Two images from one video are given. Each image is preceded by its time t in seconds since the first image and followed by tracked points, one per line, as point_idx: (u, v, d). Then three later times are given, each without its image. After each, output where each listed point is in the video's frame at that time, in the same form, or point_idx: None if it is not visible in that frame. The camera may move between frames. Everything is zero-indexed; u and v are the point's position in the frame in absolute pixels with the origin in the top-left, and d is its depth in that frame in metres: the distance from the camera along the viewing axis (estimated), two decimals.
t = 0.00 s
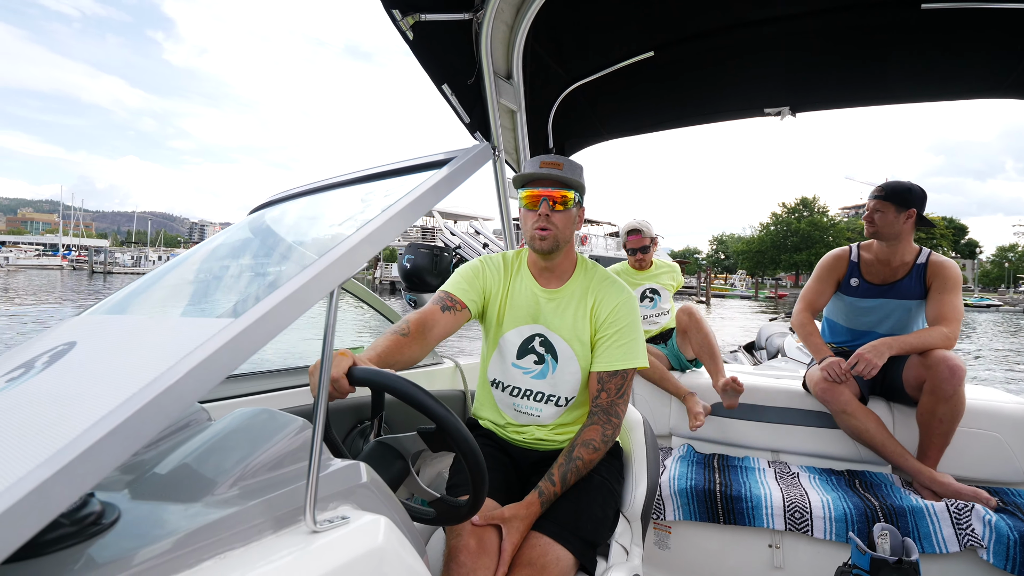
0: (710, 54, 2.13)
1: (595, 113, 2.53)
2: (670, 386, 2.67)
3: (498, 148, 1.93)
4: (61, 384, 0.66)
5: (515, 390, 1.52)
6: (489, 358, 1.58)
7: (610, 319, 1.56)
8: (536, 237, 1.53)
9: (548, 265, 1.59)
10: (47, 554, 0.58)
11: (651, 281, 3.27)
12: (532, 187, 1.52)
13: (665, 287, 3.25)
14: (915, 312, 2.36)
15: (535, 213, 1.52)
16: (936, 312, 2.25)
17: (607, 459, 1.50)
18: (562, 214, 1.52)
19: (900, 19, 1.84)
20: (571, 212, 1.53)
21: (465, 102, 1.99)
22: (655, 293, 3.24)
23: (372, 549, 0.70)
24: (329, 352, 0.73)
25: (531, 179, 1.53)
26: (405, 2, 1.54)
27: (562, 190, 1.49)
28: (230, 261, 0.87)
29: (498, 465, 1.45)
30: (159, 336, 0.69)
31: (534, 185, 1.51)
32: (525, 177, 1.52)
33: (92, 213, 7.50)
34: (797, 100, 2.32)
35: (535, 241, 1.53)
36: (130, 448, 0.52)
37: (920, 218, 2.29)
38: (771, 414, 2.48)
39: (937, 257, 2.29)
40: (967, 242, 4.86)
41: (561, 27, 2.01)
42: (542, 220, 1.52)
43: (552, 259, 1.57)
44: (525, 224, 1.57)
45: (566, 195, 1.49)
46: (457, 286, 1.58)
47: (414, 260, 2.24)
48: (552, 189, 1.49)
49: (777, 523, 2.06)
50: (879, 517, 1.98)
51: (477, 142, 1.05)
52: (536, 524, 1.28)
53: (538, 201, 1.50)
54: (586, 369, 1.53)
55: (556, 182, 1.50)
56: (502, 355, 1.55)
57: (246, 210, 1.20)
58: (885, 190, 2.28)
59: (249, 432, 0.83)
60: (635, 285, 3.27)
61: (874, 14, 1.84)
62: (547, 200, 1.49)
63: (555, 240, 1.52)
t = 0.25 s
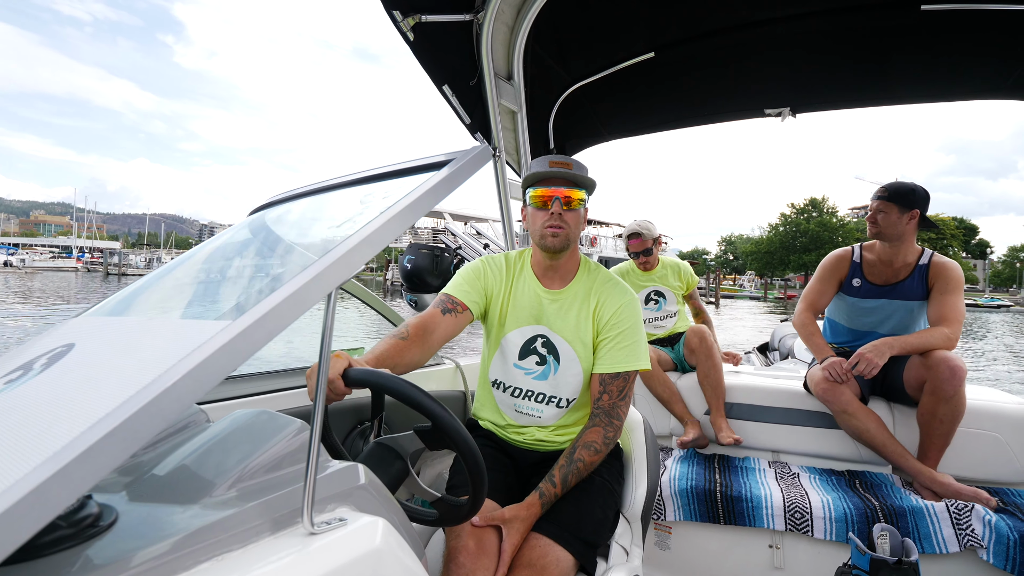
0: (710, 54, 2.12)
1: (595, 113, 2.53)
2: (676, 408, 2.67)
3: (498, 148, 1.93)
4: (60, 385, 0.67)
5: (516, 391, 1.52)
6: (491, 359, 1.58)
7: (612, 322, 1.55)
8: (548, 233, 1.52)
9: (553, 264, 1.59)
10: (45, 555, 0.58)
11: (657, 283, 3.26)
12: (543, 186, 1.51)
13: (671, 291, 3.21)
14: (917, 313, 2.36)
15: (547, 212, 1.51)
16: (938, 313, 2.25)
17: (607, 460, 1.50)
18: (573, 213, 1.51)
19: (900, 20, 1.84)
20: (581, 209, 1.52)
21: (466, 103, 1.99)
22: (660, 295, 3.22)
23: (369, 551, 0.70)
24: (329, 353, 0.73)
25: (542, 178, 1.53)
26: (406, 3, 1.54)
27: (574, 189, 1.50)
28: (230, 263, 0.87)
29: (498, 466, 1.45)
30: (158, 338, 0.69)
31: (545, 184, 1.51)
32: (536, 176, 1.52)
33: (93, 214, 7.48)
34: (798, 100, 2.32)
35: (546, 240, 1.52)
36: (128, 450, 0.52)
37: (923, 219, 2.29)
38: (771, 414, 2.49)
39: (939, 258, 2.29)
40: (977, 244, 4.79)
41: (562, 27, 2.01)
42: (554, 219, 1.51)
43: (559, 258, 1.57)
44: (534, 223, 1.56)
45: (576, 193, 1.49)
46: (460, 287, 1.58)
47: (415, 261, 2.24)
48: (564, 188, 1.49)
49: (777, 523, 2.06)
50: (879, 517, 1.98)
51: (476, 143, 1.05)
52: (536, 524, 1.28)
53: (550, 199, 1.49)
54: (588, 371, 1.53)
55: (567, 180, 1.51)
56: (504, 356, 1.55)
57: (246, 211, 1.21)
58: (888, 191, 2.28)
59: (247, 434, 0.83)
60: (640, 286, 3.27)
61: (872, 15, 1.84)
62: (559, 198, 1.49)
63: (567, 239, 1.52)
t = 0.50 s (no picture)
0: (710, 55, 2.13)
1: (597, 115, 2.53)
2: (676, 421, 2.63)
3: (500, 151, 1.94)
4: (66, 389, 0.67)
5: (519, 394, 1.52)
6: (494, 362, 1.59)
7: (616, 325, 1.56)
8: (552, 240, 1.52)
9: (557, 267, 1.59)
10: (52, 557, 0.58)
11: (669, 291, 3.04)
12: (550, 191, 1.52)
13: (683, 299, 3.00)
14: (921, 314, 2.35)
15: (551, 218, 1.51)
16: (942, 314, 2.25)
17: (610, 463, 1.50)
18: (579, 219, 1.51)
19: (900, 20, 1.84)
20: (588, 215, 1.52)
21: (467, 105, 2.00)
22: (671, 303, 3.02)
23: (373, 552, 0.70)
24: (332, 356, 0.73)
25: (550, 183, 1.54)
26: (407, 7, 1.55)
27: (580, 197, 1.50)
28: (232, 266, 0.88)
29: (501, 468, 1.45)
30: (163, 341, 0.70)
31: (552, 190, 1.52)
32: (544, 181, 1.54)
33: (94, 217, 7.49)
34: (799, 102, 2.32)
35: (551, 245, 1.52)
36: (135, 453, 0.52)
37: (928, 220, 2.29)
38: (774, 416, 2.49)
39: (944, 259, 2.29)
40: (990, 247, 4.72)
41: (563, 29, 2.02)
42: (560, 225, 1.51)
43: (563, 263, 1.57)
44: (539, 228, 1.56)
45: (582, 200, 1.49)
46: (463, 290, 1.58)
47: (416, 263, 2.25)
48: (570, 195, 1.49)
49: (780, 526, 2.05)
50: (882, 519, 1.97)
51: (478, 146, 1.05)
52: (539, 527, 1.28)
53: (556, 205, 1.49)
54: (592, 374, 1.53)
55: (573, 186, 1.53)
56: (507, 359, 1.56)
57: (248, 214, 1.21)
58: (893, 192, 2.28)
59: (251, 436, 0.83)
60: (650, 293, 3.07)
61: (873, 15, 1.85)
62: (565, 204, 1.48)
63: (573, 246, 1.52)
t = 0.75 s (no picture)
0: (713, 56, 2.12)
1: (599, 116, 2.53)
2: (680, 426, 2.58)
3: (502, 151, 1.94)
4: (67, 389, 0.67)
5: (521, 394, 1.52)
6: (496, 362, 1.59)
7: (618, 325, 1.55)
8: (554, 239, 1.52)
9: (559, 268, 1.58)
10: (53, 557, 0.58)
11: (684, 298, 2.83)
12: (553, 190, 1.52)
13: (700, 308, 2.81)
14: (923, 315, 2.35)
15: (554, 217, 1.51)
16: (945, 315, 2.24)
17: (612, 463, 1.50)
18: (581, 218, 1.51)
19: (903, 21, 1.83)
20: (590, 216, 1.52)
21: (470, 105, 2.00)
22: (686, 312, 2.84)
23: (374, 552, 0.70)
24: (335, 356, 0.73)
25: (553, 182, 1.55)
26: (410, 7, 1.55)
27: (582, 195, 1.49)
28: (234, 266, 0.88)
29: (503, 468, 1.45)
30: (165, 341, 0.70)
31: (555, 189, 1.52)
32: (547, 180, 1.54)
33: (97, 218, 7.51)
34: (801, 102, 2.32)
35: (553, 245, 1.52)
36: (136, 453, 0.52)
37: (931, 221, 2.28)
38: (776, 416, 2.49)
39: (947, 260, 2.28)
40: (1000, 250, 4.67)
41: (565, 29, 2.02)
42: (562, 223, 1.51)
43: (566, 263, 1.57)
44: (542, 227, 1.56)
45: (586, 199, 1.48)
46: (465, 290, 1.58)
47: (419, 264, 2.26)
48: (573, 194, 1.49)
49: (782, 527, 2.05)
50: (884, 521, 1.97)
51: (481, 146, 1.05)
52: (540, 527, 1.28)
53: (559, 204, 1.48)
54: (594, 375, 1.53)
55: (576, 184, 1.53)
56: (509, 359, 1.56)
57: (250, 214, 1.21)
58: (897, 192, 2.27)
59: (253, 436, 0.83)
60: (664, 300, 2.88)
61: (875, 16, 1.85)
62: (568, 203, 1.47)
63: (575, 245, 1.52)
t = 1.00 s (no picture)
0: (716, 52, 2.12)
1: (601, 113, 2.53)
2: (688, 426, 2.50)
3: (504, 148, 1.94)
4: (68, 385, 0.67)
5: (522, 390, 1.52)
6: (496, 359, 1.59)
7: (618, 320, 1.55)
8: (545, 235, 1.53)
9: (557, 265, 1.59)
10: (55, 553, 0.58)
11: (687, 277, 2.77)
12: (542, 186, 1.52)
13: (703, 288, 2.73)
14: (927, 312, 2.34)
15: (544, 213, 1.53)
16: (948, 312, 2.23)
17: (614, 460, 1.50)
18: (571, 213, 1.52)
19: (907, 17, 1.82)
20: (581, 211, 1.53)
21: (471, 102, 1.99)
22: (690, 292, 2.77)
23: (375, 549, 0.70)
24: (335, 353, 0.73)
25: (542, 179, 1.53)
26: (411, 4, 1.55)
27: (570, 189, 1.49)
28: (235, 263, 0.88)
29: (505, 465, 1.45)
30: (166, 337, 0.70)
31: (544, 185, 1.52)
32: (536, 176, 1.52)
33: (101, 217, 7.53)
34: (805, 99, 2.31)
35: (543, 240, 1.53)
36: (135, 449, 0.52)
37: (933, 217, 2.27)
38: (779, 414, 2.49)
39: (949, 256, 2.27)
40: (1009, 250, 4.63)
41: (567, 26, 2.01)
42: (550, 219, 1.52)
43: (562, 259, 1.57)
44: (534, 223, 1.57)
45: (575, 194, 1.49)
46: (465, 287, 1.58)
47: (421, 261, 2.27)
48: (561, 189, 1.49)
49: (785, 524, 2.04)
50: (887, 518, 1.96)
51: (482, 142, 1.04)
52: (542, 524, 1.28)
53: (547, 200, 1.50)
54: (594, 371, 1.53)
55: (564, 180, 1.50)
56: (509, 356, 1.56)
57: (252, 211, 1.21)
58: (898, 189, 2.26)
59: (253, 433, 0.83)
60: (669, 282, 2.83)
61: (879, 12, 1.83)
62: (556, 199, 1.49)
63: (564, 239, 1.52)
